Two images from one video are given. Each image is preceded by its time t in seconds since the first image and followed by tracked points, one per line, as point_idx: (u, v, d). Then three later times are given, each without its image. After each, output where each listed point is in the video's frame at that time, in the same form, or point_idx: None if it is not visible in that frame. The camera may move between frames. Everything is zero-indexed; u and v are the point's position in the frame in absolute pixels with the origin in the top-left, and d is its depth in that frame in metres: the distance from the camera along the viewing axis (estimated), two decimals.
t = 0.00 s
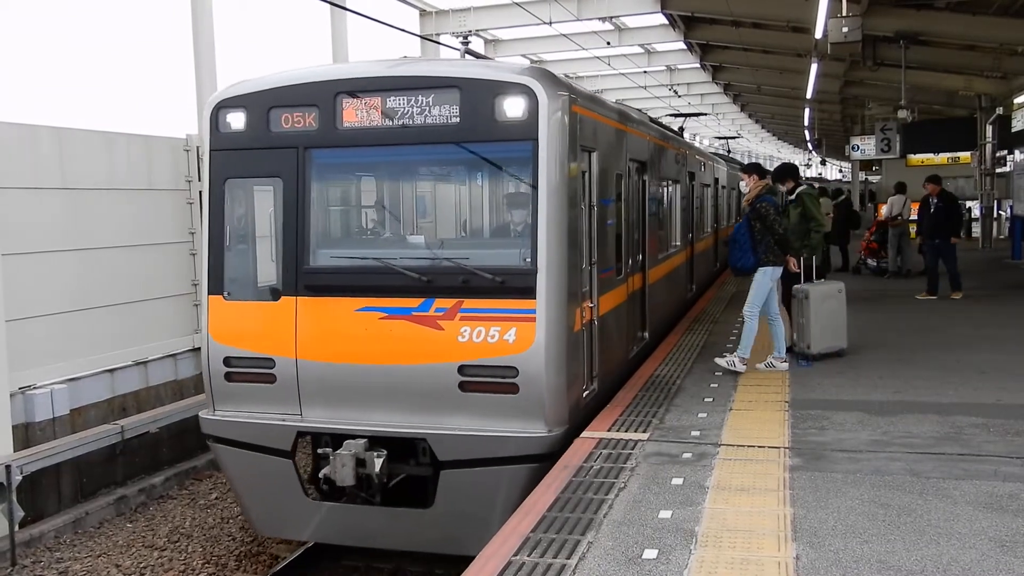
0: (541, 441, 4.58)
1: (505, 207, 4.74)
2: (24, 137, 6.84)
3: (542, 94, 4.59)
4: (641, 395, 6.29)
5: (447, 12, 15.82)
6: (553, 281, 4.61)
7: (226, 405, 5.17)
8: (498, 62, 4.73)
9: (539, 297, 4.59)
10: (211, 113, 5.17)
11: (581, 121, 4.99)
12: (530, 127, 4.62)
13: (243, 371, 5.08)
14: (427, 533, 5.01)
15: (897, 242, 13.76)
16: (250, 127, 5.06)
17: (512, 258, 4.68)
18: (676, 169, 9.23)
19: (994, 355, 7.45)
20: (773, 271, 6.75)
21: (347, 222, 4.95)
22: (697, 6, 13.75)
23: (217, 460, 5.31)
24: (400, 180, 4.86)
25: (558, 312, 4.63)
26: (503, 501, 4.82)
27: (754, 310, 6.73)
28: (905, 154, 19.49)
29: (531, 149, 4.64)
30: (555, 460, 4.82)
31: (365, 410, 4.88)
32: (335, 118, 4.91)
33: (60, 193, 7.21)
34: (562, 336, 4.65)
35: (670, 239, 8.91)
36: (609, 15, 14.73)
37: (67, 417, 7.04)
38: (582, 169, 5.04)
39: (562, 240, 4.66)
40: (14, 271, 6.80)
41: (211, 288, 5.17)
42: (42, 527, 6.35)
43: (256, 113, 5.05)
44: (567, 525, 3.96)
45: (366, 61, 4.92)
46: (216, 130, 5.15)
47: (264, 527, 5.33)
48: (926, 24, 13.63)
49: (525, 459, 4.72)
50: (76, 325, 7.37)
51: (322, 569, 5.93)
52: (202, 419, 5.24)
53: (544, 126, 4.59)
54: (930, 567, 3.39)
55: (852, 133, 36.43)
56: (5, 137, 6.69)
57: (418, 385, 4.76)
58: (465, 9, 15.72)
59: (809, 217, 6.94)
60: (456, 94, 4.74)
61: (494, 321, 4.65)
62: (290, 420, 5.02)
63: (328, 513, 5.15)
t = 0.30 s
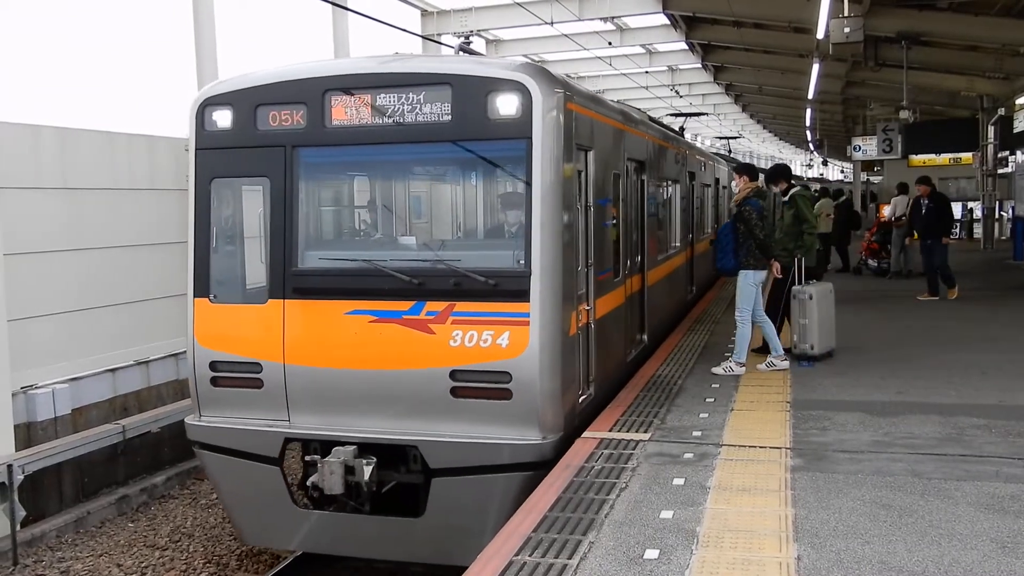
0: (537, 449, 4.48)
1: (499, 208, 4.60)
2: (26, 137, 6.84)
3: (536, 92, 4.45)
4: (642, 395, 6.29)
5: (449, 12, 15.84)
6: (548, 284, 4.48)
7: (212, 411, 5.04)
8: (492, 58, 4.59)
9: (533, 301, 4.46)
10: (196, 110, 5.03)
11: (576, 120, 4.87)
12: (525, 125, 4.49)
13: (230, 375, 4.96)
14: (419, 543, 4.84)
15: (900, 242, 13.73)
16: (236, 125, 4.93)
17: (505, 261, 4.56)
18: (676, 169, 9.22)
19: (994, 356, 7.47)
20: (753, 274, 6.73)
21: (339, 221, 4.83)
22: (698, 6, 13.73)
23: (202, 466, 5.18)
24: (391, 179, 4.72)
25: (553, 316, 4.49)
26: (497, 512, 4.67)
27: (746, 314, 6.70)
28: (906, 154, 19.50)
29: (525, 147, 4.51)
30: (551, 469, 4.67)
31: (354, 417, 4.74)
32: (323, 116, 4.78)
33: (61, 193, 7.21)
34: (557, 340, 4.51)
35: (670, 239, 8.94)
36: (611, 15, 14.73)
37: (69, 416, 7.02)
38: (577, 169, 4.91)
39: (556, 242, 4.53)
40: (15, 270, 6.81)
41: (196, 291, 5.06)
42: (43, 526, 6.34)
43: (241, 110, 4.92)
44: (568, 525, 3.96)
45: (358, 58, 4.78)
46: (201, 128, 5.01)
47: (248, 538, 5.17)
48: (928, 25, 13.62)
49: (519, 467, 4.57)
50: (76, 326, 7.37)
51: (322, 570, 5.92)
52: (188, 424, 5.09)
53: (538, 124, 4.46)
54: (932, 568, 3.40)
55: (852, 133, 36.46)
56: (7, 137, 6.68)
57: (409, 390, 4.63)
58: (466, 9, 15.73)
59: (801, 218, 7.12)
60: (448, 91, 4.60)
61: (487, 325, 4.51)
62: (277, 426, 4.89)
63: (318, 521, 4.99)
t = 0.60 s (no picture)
0: (537, 453, 4.48)
1: (498, 207, 4.60)
2: (31, 136, 6.85)
3: (534, 89, 4.43)
4: (646, 395, 6.28)
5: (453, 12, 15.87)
6: (546, 283, 4.46)
7: (205, 415, 5.06)
8: (489, 55, 4.59)
9: (531, 300, 4.45)
10: (188, 109, 5.04)
11: (576, 118, 4.85)
12: (524, 123, 4.48)
13: (224, 378, 4.97)
14: (413, 550, 4.83)
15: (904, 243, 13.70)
16: (228, 122, 4.94)
17: (503, 262, 4.55)
18: (679, 170, 9.22)
19: (998, 357, 7.46)
20: (745, 275, 6.70)
21: (337, 220, 4.82)
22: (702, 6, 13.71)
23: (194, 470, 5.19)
24: (388, 178, 4.72)
25: (551, 316, 4.48)
26: (493, 519, 4.65)
27: (744, 315, 6.77)
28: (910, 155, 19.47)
29: (523, 146, 4.49)
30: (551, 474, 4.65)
31: (349, 420, 4.75)
32: (318, 114, 4.78)
33: (65, 193, 7.22)
34: (555, 341, 4.50)
35: (673, 240, 8.94)
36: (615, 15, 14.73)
37: (73, 415, 7.04)
38: (577, 168, 4.90)
39: (555, 241, 4.52)
40: (19, 270, 6.82)
41: (188, 292, 5.07)
42: (48, 525, 6.35)
43: (235, 109, 4.92)
44: (572, 525, 3.96)
45: (355, 55, 4.78)
46: (194, 126, 5.02)
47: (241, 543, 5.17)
48: (933, 25, 13.59)
49: (517, 472, 4.55)
50: (80, 325, 7.38)
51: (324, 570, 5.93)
52: (180, 429, 5.10)
53: (537, 122, 4.44)
54: (937, 569, 3.39)
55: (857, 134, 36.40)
56: (12, 136, 6.70)
57: (407, 392, 4.63)
58: (470, 9, 15.74)
59: (794, 219, 7.22)
60: (444, 90, 4.60)
61: (484, 327, 4.51)
62: (271, 430, 4.90)
63: (311, 528, 4.99)
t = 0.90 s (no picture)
0: (543, 455, 4.47)
1: (503, 206, 4.59)
2: (42, 135, 6.89)
3: (540, 85, 4.43)
4: (654, 395, 6.27)
5: (461, 11, 15.91)
6: (551, 283, 4.46)
7: (207, 416, 5.07)
8: (493, 52, 4.59)
9: (536, 299, 4.45)
10: (190, 105, 5.06)
11: (582, 116, 4.85)
12: (529, 120, 4.47)
13: (224, 378, 4.99)
14: (416, 553, 4.82)
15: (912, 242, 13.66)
16: (230, 119, 4.96)
17: (507, 262, 4.55)
18: (687, 168, 9.22)
19: (1008, 357, 7.43)
20: (750, 274, 6.69)
21: (342, 219, 4.83)
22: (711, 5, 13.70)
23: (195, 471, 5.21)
24: (392, 177, 4.73)
25: (556, 315, 4.48)
26: (497, 521, 4.64)
27: (750, 315, 6.71)
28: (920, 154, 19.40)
29: (527, 143, 4.49)
30: (556, 475, 4.65)
31: (353, 421, 4.76)
32: (320, 110, 4.80)
33: (76, 191, 7.25)
34: (560, 341, 4.50)
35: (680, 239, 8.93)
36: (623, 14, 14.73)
37: (83, 412, 7.07)
38: (582, 166, 4.89)
39: (560, 239, 4.51)
40: (30, 267, 6.85)
41: (188, 292, 5.09)
42: (58, 521, 6.39)
43: (237, 107, 4.94)
44: (581, 523, 3.97)
45: (358, 52, 4.79)
46: (195, 123, 5.04)
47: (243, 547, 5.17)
48: (943, 24, 13.55)
49: (522, 475, 4.54)
50: (90, 323, 7.41)
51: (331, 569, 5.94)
52: (181, 430, 5.12)
53: (542, 120, 4.44)
54: (947, 568, 3.39)
55: (866, 133, 36.25)
56: (23, 134, 6.73)
57: (411, 393, 4.64)
58: (478, 8, 15.77)
59: (793, 218, 7.32)
60: (447, 87, 4.61)
61: (488, 328, 4.51)
62: (273, 432, 4.91)
63: (313, 530, 4.98)
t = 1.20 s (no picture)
0: (549, 456, 4.48)
1: (509, 205, 4.60)
2: (52, 133, 6.91)
3: (546, 83, 4.44)
4: (661, 395, 6.27)
5: (469, 11, 15.95)
6: (557, 283, 4.47)
7: (212, 416, 5.09)
8: (499, 50, 4.60)
9: (542, 298, 4.46)
10: (196, 103, 5.08)
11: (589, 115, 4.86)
12: (536, 119, 4.48)
13: (229, 377, 5.01)
14: (420, 554, 4.84)
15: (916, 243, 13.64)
16: (235, 117, 4.97)
17: (513, 262, 4.56)
18: (695, 168, 9.22)
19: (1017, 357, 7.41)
20: (756, 274, 6.68)
21: (349, 218, 4.85)
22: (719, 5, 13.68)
23: (201, 470, 5.23)
24: (398, 176, 4.74)
25: (562, 315, 4.49)
26: (503, 522, 4.65)
27: (756, 316, 6.70)
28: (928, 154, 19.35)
29: (534, 142, 4.50)
30: (563, 475, 4.66)
31: (359, 421, 4.78)
32: (325, 108, 4.81)
33: (85, 188, 7.27)
34: (566, 341, 4.51)
35: (688, 240, 8.94)
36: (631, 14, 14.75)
37: (92, 410, 7.09)
38: (589, 166, 4.90)
39: (567, 238, 4.52)
40: (40, 265, 6.87)
41: (194, 291, 5.11)
42: (67, 518, 6.41)
43: (244, 105, 4.96)
44: (589, 522, 3.97)
45: (363, 50, 4.80)
46: (201, 121, 5.06)
47: (248, 547, 5.19)
48: (953, 24, 13.53)
49: (528, 476, 4.55)
50: (99, 321, 7.43)
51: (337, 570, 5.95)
52: (186, 430, 5.15)
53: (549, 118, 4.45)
54: (956, 568, 3.39)
55: (875, 133, 36.16)
56: (32, 131, 6.74)
57: (416, 393, 4.65)
58: (486, 8, 15.81)
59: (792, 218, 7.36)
60: (452, 86, 4.61)
61: (493, 328, 4.52)
62: (278, 431, 4.93)
63: (318, 531, 5.00)
